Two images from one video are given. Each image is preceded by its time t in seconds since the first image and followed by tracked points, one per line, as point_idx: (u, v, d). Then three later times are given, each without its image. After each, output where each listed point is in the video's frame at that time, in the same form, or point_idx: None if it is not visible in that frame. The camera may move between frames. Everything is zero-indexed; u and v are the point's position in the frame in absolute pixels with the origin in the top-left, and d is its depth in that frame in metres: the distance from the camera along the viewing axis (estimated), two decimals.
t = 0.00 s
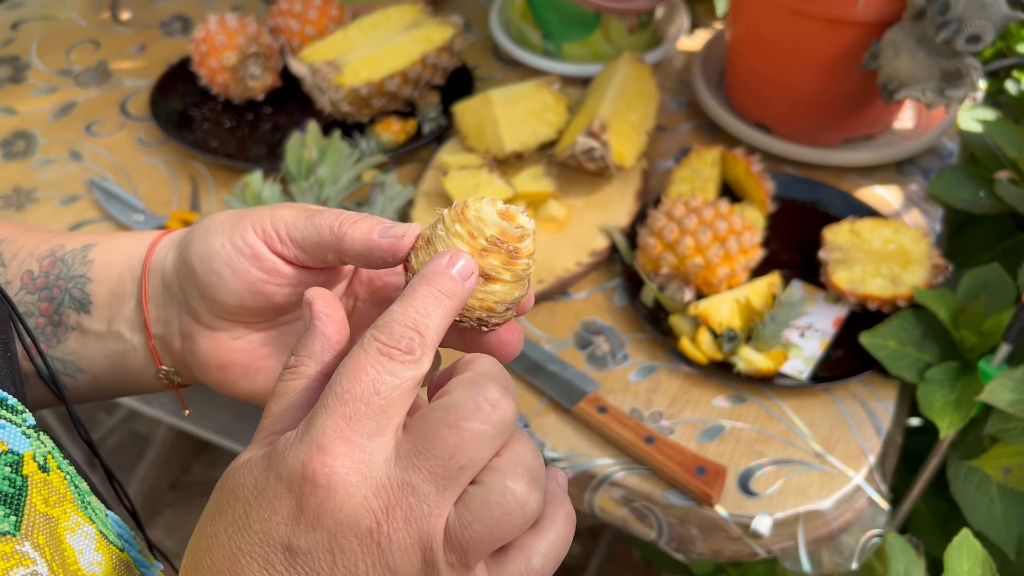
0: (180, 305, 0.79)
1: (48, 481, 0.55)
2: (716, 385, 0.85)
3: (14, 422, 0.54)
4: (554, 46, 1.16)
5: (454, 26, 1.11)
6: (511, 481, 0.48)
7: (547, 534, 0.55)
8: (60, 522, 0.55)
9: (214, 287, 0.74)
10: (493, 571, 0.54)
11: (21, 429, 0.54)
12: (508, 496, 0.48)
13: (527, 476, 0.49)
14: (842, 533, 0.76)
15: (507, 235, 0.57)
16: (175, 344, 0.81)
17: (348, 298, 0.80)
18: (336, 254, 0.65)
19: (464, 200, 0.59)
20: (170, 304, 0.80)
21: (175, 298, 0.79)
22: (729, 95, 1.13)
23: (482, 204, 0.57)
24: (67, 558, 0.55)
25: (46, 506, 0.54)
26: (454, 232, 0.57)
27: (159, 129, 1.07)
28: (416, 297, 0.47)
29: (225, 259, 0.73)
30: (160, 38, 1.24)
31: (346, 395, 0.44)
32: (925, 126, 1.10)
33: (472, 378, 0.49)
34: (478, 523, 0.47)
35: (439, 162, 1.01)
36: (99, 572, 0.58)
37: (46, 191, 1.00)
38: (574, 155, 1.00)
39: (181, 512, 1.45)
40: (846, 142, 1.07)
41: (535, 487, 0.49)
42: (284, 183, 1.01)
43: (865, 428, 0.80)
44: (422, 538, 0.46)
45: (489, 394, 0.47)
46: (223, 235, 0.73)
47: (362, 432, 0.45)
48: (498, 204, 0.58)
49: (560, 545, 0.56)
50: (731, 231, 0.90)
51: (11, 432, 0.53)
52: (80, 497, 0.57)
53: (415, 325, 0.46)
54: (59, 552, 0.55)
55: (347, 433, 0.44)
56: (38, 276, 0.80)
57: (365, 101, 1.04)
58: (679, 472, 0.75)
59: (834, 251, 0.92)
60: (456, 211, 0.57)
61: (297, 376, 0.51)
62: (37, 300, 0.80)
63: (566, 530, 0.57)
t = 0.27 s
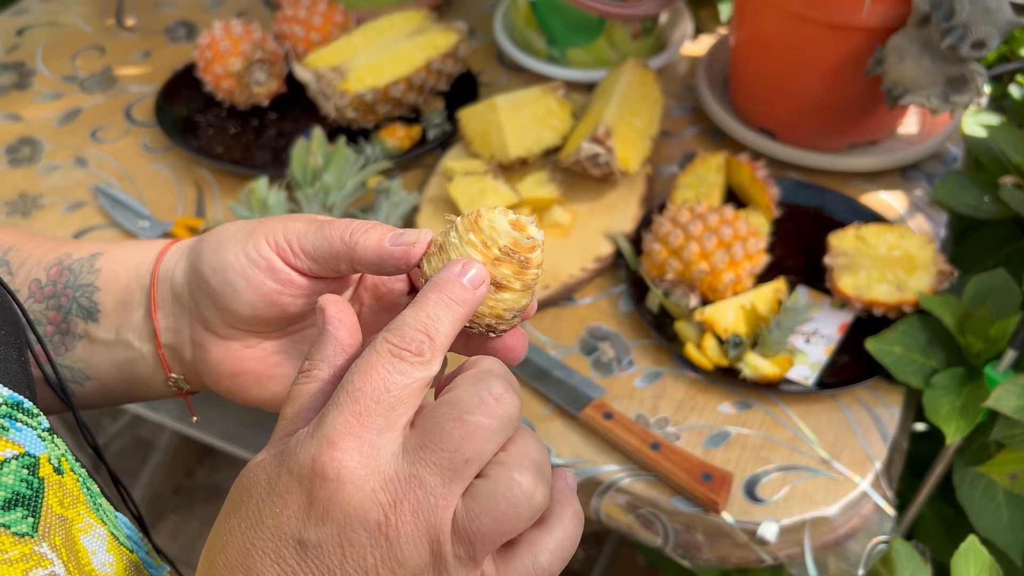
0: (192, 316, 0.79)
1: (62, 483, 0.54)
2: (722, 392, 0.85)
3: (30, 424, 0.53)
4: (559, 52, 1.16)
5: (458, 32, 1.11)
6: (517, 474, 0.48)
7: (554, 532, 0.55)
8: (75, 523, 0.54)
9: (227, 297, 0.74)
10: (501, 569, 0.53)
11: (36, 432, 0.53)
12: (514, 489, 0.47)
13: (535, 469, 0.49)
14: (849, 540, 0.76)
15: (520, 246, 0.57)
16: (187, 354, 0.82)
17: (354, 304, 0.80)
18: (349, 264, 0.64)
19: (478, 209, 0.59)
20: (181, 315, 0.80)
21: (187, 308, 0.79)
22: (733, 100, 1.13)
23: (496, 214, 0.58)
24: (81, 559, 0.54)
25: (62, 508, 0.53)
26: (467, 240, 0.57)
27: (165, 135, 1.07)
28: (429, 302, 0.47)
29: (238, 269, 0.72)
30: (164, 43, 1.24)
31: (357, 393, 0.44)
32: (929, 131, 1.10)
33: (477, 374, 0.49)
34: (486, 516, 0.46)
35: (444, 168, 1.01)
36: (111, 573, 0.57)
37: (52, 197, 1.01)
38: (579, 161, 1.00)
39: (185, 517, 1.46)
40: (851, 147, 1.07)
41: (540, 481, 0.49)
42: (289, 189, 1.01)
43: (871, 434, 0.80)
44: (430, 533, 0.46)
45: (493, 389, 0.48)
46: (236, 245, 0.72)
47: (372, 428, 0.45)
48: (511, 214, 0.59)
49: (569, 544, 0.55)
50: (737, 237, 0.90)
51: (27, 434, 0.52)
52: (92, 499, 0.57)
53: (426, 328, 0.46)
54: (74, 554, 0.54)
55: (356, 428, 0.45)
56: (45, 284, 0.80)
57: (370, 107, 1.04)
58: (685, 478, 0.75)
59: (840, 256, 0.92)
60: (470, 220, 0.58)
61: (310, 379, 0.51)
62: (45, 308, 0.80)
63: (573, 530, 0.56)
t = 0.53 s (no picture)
0: (198, 335, 0.79)
1: (72, 500, 0.54)
2: (727, 398, 0.85)
3: (40, 439, 0.53)
4: (562, 57, 1.16)
5: (462, 37, 1.11)
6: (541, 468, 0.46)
7: (580, 535, 0.54)
8: (83, 541, 0.54)
9: (238, 324, 0.75)
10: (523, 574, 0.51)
11: (47, 447, 0.53)
12: (540, 483, 0.46)
13: (559, 462, 0.47)
14: (855, 547, 0.75)
15: (532, 250, 0.56)
16: (202, 373, 0.82)
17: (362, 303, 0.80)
18: (350, 275, 0.63)
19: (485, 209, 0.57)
20: (188, 335, 0.80)
21: (192, 328, 0.79)
22: (737, 105, 1.14)
23: (504, 216, 0.56)
24: None
25: (70, 525, 0.53)
26: (476, 247, 0.56)
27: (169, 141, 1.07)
28: (442, 303, 0.48)
29: (244, 296, 0.72)
30: (168, 49, 1.24)
31: (366, 384, 0.44)
32: (934, 136, 1.10)
33: (491, 360, 0.48)
34: (505, 512, 0.45)
35: (448, 174, 1.01)
36: None
37: (57, 204, 1.01)
38: (584, 167, 1.00)
39: (187, 522, 1.46)
40: (856, 153, 1.07)
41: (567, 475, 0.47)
42: (294, 195, 1.01)
43: (877, 441, 0.80)
44: (443, 531, 0.44)
45: (508, 374, 0.46)
46: (238, 272, 0.71)
47: (382, 421, 0.44)
48: (518, 213, 0.57)
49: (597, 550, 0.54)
50: (742, 243, 0.90)
51: (37, 449, 0.52)
52: (104, 519, 0.56)
53: (441, 325, 0.47)
54: (83, 572, 0.53)
55: (364, 419, 0.44)
56: (49, 306, 0.80)
57: (375, 113, 1.04)
58: (692, 486, 0.75)
59: (845, 263, 0.92)
60: (476, 226, 0.56)
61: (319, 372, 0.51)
62: (52, 329, 0.81)
63: (601, 532, 0.55)
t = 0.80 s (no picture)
0: (199, 316, 0.79)
1: (65, 512, 0.53)
2: (730, 405, 0.84)
3: (33, 451, 0.53)
4: (564, 62, 1.16)
5: (464, 42, 1.11)
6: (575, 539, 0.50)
7: None
8: (76, 554, 0.54)
9: (237, 295, 0.74)
10: None
11: (39, 459, 0.53)
12: (575, 554, 0.50)
13: (590, 528, 0.51)
14: (859, 554, 0.75)
15: (526, 237, 0.55)
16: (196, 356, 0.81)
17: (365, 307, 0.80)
18: (351, 247, 0.64)
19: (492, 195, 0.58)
20: (189, 315, 0.80)
21: (195, 308, 0.79)
22: (739, 110, 1.13)
23: (506, 201, 0.56)
24: None
25: (62, 539, 0.53)
26: (472, 222, 0.55)
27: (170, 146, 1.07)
28: (446, 325, 0.44)
29: (249, 266, 0.73)
30: (169, 54, 1.24)
31: (369, 447, 0.42)
32: (937, 141, 1.10)
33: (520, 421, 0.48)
34: None
35: (450, 179, 1.01)
36: None
37: (58, 209, 1.00)
38: (586, 172, 1.00)
39: (189, 527, 1.45)
40: (858, 158, 1.07)
41: (597, 538, 0.51)
42: (295, 201, 1.00)
43: (881, 447, 0.80)
44: None
45: (537, 438, 0.47)
46: (245, 242, 0.72)
47: (388, 490, 0.43)
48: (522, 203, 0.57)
49: None
50: (744, 248, 0.90)
51: (29, 461, 0.52)
52: (96, 530, 0.56)
53: (447, 358, 0.43)
54: None
55: (369, 487, 0.43)
56: (55, 289, 0.81)
57: (376, 118, 1.04)
58: (695, 493, 0.75)
59: (848, 268, 0.92)
60: (479, 205, 0.56)
61: (305, 404, 0.50)
62: (53, 314, 0.81)
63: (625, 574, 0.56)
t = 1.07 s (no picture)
0: (176, 306, 0.80)
1: (51, 510, 0.55)
2: (735, 409, 0.84)
3: (18, 450, 0.54)
4: (567, 64, 1.16)
5: (466, 44, 1.10)
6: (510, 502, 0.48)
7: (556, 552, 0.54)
8: (64, 552, 0.55)
9: (213, 278, 0.76)
10: None
11: (25, 458, 0.54)
12: (510, 517, 0.48)
13: (524, 489, 0.49)
14: (865, 559, 0.74)
15: (491, 218, 0.55)
16: (170, 347, 0.82)
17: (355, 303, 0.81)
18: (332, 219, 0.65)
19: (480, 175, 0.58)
20: (167, 306, 0.81)
21: (172, 298, 0.81)
22: (742, 112, 1.13)
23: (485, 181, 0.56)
24: None
25: (49, 537, 0.54)
26: (448, 195, 0.56)
27: (172, 149, 1.06)
28: (371, 313, 0.45)
29: (226, 249, 0.74)
30: (170, 56, 1.24)
31: (302, 438, 0.43)
32: (941, 143, 1.09)
33: (439, 394, 0.47)
34: (480, 552, 0.47)
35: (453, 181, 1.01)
36: None
37: (58, 212, 1.00)
38: (589, 175, 0.99)
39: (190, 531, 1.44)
40: (862, 160, 1.07)
41: (536, 500, 0.50)
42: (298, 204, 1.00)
43: (887, 451, 0.79)
44: None
45: (461, 411, 0.46)
46: (225, 227, 0.74)
47: (325, 477, 0.44)
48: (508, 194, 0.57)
49: (579, 558, 0.55)
50: (749, 251, 0.90)
51: (14, 461, 0.53)
52: (84, 527, 0.58)
53: (371, 347, 0.44)
54: None
55: (306, 478, 0.43)
56: (36, 282, 0.84)
57: (379, 120, 1.04)
58: (701, 497, 0.74)
59: (853, 271, 0.91)
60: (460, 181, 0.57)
61: (246, 408, 0.49)
62: (35, 306, 0.84)
63: (578, 544, 0.56)
